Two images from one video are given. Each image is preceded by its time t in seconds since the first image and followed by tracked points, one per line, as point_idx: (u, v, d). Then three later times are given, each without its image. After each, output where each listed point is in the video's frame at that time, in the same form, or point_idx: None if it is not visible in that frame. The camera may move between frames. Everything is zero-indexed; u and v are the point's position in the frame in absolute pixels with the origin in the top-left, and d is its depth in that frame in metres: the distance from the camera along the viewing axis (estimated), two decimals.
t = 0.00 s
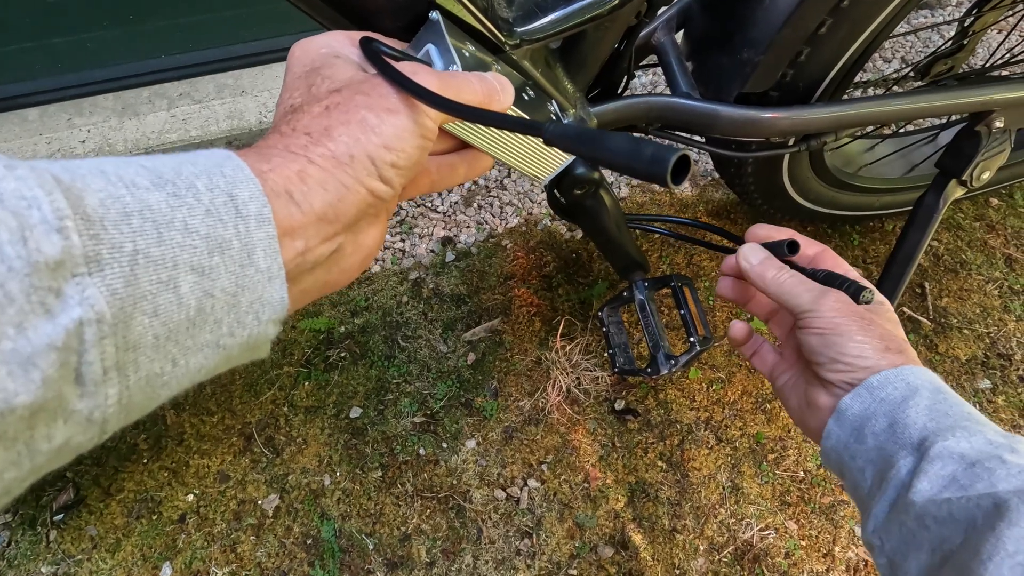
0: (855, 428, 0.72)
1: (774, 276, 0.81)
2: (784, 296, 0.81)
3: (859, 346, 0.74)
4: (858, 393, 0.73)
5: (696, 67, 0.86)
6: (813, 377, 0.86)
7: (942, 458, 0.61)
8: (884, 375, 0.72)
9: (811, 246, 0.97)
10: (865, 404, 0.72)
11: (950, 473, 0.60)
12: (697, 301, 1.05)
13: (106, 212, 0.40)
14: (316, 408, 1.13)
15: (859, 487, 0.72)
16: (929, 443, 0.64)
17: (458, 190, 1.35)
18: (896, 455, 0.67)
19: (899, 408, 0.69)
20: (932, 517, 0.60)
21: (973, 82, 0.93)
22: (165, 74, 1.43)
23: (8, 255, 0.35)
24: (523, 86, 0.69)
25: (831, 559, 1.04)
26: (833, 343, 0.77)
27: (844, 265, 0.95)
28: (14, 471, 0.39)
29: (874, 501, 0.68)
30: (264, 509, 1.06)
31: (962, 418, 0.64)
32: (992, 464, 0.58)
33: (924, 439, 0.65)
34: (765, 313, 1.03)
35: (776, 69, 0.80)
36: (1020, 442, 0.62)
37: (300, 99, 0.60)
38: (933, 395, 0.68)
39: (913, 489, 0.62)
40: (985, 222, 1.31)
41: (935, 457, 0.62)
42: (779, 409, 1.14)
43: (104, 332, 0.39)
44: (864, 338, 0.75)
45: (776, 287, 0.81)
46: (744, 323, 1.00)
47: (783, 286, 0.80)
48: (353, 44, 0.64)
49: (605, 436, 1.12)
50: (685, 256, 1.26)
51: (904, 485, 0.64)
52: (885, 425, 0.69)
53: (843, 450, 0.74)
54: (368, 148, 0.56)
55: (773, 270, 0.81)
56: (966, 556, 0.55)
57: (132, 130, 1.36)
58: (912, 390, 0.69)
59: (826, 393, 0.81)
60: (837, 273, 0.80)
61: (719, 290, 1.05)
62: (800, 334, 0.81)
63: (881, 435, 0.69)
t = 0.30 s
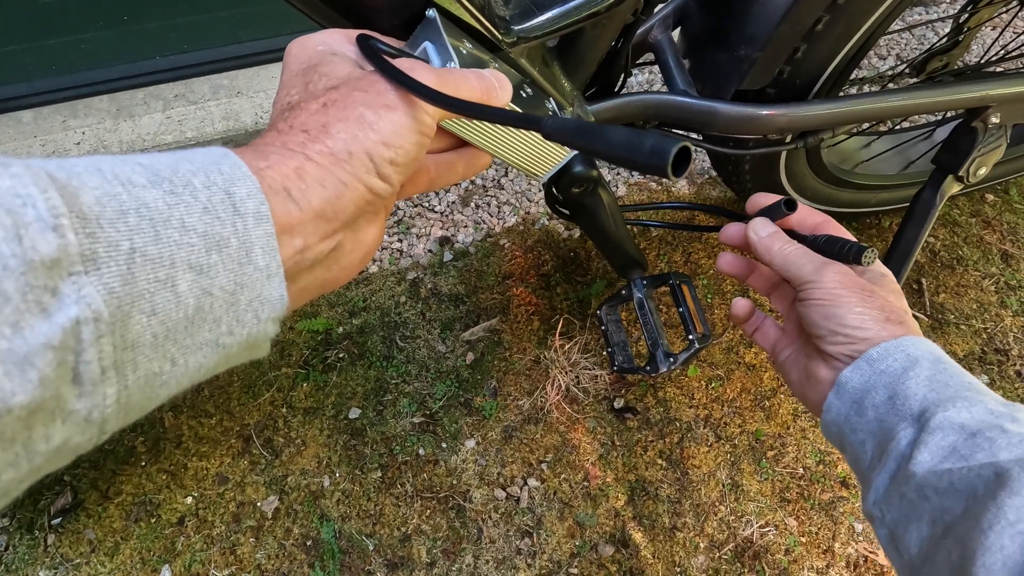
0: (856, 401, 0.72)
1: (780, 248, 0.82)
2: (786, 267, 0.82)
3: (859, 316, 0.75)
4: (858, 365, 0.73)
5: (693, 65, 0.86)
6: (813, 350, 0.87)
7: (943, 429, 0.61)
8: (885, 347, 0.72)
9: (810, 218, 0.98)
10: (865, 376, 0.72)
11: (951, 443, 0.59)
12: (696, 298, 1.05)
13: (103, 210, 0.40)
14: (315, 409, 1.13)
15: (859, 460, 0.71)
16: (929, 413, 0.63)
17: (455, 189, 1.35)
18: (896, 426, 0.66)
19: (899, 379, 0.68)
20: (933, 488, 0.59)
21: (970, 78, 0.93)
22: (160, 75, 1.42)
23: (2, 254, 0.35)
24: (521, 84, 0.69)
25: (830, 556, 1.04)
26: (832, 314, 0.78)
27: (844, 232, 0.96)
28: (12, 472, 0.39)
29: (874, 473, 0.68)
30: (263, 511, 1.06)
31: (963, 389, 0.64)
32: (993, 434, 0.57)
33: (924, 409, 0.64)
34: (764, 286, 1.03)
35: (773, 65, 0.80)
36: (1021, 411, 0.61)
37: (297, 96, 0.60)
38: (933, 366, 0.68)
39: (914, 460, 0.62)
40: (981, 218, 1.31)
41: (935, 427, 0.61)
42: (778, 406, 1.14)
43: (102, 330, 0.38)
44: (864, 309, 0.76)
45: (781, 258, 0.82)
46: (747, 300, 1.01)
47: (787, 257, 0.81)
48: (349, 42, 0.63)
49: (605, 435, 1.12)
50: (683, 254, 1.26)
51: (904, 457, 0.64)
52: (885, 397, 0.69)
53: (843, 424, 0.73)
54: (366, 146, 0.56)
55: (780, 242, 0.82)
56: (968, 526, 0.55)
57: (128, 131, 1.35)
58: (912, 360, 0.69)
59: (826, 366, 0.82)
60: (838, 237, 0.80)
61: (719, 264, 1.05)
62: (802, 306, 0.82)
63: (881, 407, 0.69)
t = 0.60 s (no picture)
0: (849, 404, 0.72)
1: (773, 252, 0.82)
2: (778, 270, 0.82)
3: (850, 320, 0.76)
4: (851, 368, 0.73)
5: (689, 67, 0.86)
6: (807, 353, 0.87)
7: (935, 432, 0.61)
8: (876, 349, 0.71)
9: (801, 219, 0.98)
10: (858, 379, 0.72)
11: (943, 447, 0.59)
12: (693, 300, 1.05)
13: (95, 222, 0.40)
14: (313, 412, 1.13)
15: (854, 463, 0.72)
16: (922, 416, 0.63)
17: (452, 191, 1.35)
18: (889, 429, 0.66)
19: (892, 381, 0.68)
20: (926, 493, 0.59)
21: (964, 79, 0.93)
22: (155, 79, 1.42)
23: None
24: (517, 88, 0.69)
25: (828, 555, 1.04)
26: (824, 318, 0.78)
27: (835, 233, 0.96)
28: (4, 488, 0.39)
29: (869, 476, 0.68)
30: (262, 515, 1.06)
31: (955, 390, 0.64)
32: (985, 437, 0.57)
33: (916, 412, 0.64)
34: (757, 288, 1.03)
35: (768, 67, 0.80)
36: (1013, 412, 0.61)
37: (291, 104, 0.60)
38: (926, 368, 0.67)
39: (907, 464, 0.62)
40: (976, 217, 1.31)
41: (927, 431, 0.61)
42: (775, 406, 1.14)
43: (95, 344, 0.38)
44: (855, 312, 0.76)
45: (773, 262, 0.82)
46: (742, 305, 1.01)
47: (779, 262, 0.81)
48: (343, 48, 0.63)
49: (603, 436, 1.12)
50: (680, 255, 1.26)
51: (898, 460, 0.64)
52: (879, 401, 0.68)
53: (838, 427, 0.73)
54: (361, 153, 0.56)
55: (772, 246, 0.82)
56: (962, 530, 0.55)
57: (123, 135, 1.35)
58: (904, 363, 0.69)
59: (820, 369, 0.83)
60: (826, 239, 0.80)
61: (711, 268, 1.05)
62: (794, 310, 0.82)
63: (874, 410, 0.69)
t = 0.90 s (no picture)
0: (849, 397, 0.72)
1: (772, 245, 0.82)
2: (778, 263, 0.82)
3: (849, 313, 0.75)
4: (852, 361, 0.72)
5: (687, 63, 0.86)
6: (807, 347, 0.87)
7: (935, 425, 0.61)
8: (877, 342, 0.72)
9: (799, 212, 0.97)
10: (858, 372, 0.72)
11: (944, 439, 0.59)
12: (692, 297, 1.05)
13: (89, 220, 0.39)
14: (311, 412, 1.12)
15: (854, 456, 0.72)
16: (922, 409, 0.63)
17: (450, 190, 1.34)
18: (889, 422, 0.66)
19: (892, 374, 0.68)
20: (927, 485, 0.59)
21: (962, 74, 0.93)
22: (151, 78, 1.41)
23: None
24: (514, 85, 0.69)
25: (827, 552, 1.04)
26: (823, 312, 0.78)
27: (834, 227, 0.96)
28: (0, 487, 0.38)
29: (869, 469, 0.68)
30: (260, 515, 1.05)
31: (955, 382, 0.64)
32: (986, 429, 0.57)
33: (916, 404, 0.64)
34: (756, 283, 1.03)
35: (766, 64, 0.80)
36: (1013, 403, 0.61)
37: (287, 101, 0.59)
38: (925, 360, 0.67)
39: (907, 457, 0.61)
40: (974, 213, 1.31)
41: (928, 424, 0.61)
42: (774, 403, 1.14)
43: (91, 342, 0.38)
44: (855, 306, 0.76)
45: (773, 255, 0.82)
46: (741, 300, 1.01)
47: (779, 254, 0.81)
48: (339, 44, 0.63)
49: (602, 434, 1.12)
50: (678, 252, 1.26)
51: (898, 453, 0.64)
52: (879, 394, 0.68)
53: (838, 420, 0.73)
54: (357, 150, 0.55)
55: (771, 238, 0.82)
56: (963, 522, 0.55)
57: (119, 135, 1.34)
58: (904, 355, 0.69)
59: (821, 363, 0.82)
60: (824, 232, 0.80)
61: (710, 264, 1.05)
62: (793, 303, 0.82)
63: (874, 403, 0.69)
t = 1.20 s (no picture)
0: (848, 397, 0.71)
1: (769, 247, 0.82)
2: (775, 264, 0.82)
3: (845, 313, 0.75)
4: (849, 361, 0.72)
5: (685, 61, 0.86)
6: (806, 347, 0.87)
7: (933, 424, 0.60)
8: (874, 342, 0.71)
9: (798, 214, 0.97)
10: (856, 372, 0.71)
11: (942, 438, 0.59)
12: (691, 297, 1.05)
13: (86, 217, 0.39)
14: (310, 412, 1.12)
15: (853, 456, 0.71)
16: (920, 408, 0.63)
17: (448, 190, 1.34)
18: (888, 422, 0.66)
19: (890, 373, 0.68)
20: (926, 484, 0.59)
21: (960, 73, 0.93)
22: (148, 79, 1.41)
23: None
24: (513, 83, 0.68)
25: (828, 550, 1.04)
26: (821, 312, 0.78)
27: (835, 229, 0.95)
28: None
29: (868, 468, 0.67)
30: (259, 516, 1.05)
31: (953, 381, 0.63)
32: (984, 427, 0.57)
33: (914, 403, 0.64)
34: (757, 285, 1.03)
35: (765, 62, 0.80)
36: (1011, 401, 0.61)
37: (285, 98, 0.59)
38: (923, 359, 0.67)
39: (906, 456, 0.61)
40: (972, 212, 1.31)
41: (926, 423, 0.61)
42: (773, 402, 1.14)
43: (88, 341, 0.38)
44: (851, 306, 0.76)
45: (769, 258, 0.82)
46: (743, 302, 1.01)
47: (775, 256, 0.81)
48: (337, 42, 0.62)
49: (602, 434, 1.11)
50: (677, 251, 1.26)
51: (897, 452, 0.64)
52: (877, 393, 0.68)
53: (836, 420, 0.73)
54: (356, 147, 0.55)
55: (768, 242, 0.82)
56: (962, 521, 0.55)
57: (116, 136, 1.34)
58: (901, 354, 0.68)
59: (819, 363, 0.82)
60: (826, 236, 0.80)
61: (711, 267, 1.05)
62: (791, 304, 0.82)
63: (873, 403, 0.68)
